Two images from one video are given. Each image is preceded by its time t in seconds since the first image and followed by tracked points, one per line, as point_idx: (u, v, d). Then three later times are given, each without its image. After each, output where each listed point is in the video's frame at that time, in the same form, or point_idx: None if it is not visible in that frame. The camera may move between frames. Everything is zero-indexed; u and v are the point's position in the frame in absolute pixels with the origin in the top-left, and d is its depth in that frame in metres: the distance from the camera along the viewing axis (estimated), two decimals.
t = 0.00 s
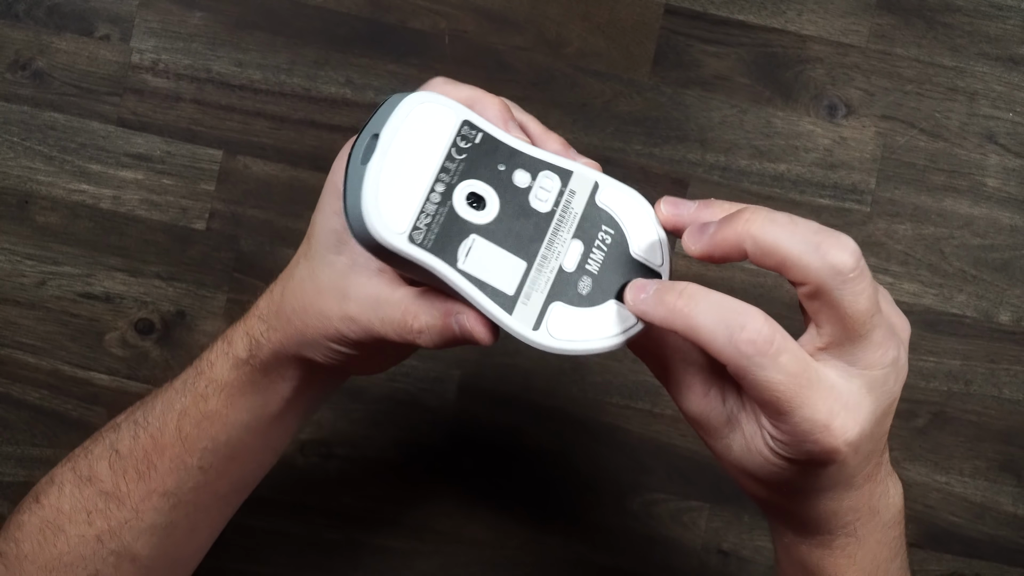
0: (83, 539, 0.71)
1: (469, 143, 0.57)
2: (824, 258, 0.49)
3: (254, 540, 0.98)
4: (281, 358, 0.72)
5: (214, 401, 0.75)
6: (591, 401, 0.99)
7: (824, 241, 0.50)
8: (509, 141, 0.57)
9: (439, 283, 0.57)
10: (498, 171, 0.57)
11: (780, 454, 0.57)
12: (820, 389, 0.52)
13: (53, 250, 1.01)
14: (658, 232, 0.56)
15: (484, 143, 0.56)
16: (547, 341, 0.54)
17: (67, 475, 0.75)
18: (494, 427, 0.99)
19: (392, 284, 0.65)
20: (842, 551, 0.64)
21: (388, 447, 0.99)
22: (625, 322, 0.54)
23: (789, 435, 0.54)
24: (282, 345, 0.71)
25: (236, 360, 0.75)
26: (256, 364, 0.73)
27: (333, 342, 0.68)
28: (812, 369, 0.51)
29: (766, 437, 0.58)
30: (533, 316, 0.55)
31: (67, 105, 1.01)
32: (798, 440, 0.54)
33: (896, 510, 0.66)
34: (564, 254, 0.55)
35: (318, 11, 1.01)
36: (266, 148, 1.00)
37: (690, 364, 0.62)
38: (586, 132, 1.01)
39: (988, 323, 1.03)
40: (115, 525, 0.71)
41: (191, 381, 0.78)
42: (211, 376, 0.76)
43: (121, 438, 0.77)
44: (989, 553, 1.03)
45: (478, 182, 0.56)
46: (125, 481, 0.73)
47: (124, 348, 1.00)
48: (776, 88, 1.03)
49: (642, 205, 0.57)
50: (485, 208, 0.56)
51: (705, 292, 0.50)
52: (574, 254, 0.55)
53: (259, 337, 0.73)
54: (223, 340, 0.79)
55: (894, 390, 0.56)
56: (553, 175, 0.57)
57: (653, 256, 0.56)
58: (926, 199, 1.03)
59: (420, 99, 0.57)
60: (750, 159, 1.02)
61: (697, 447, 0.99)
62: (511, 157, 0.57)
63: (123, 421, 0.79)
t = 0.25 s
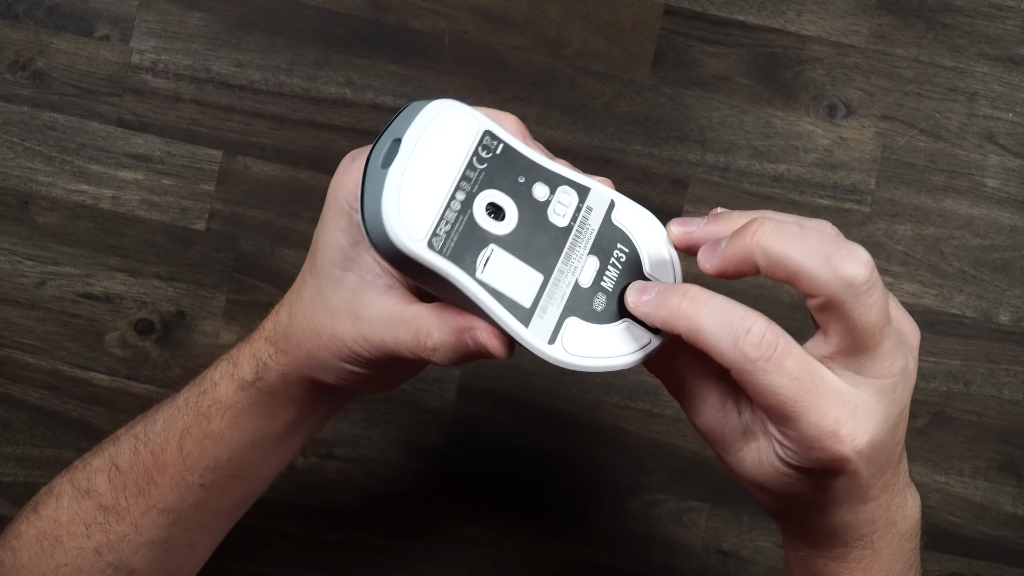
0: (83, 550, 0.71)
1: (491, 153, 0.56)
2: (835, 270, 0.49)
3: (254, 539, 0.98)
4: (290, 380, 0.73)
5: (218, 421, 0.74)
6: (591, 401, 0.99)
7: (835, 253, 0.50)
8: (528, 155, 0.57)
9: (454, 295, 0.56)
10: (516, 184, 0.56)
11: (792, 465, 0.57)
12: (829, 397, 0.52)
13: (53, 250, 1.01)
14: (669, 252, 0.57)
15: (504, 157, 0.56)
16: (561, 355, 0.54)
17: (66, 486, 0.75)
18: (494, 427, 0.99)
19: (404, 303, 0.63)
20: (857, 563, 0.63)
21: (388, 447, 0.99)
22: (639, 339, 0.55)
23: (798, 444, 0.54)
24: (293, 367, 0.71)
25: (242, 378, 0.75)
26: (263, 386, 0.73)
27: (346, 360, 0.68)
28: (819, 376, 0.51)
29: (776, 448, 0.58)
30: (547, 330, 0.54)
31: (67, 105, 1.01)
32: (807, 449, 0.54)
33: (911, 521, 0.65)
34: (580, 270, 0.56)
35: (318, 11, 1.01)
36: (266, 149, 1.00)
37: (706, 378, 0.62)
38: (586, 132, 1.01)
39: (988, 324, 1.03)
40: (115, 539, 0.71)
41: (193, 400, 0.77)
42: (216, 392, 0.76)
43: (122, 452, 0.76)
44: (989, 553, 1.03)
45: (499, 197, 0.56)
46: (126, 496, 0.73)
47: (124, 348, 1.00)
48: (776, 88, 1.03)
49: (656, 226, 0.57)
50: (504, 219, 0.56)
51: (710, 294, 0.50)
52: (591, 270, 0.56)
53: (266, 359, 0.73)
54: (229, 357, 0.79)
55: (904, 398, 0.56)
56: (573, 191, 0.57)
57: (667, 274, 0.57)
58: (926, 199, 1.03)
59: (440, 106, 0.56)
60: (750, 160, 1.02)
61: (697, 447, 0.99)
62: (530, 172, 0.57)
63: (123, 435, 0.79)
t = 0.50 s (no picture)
0: (82, 552, 0.71)
1: (497, 152, 0.56)
2: (836, 313, 0.46)
3: (254, 540, 0.98)
4: (290, 381, 0.72)
5: (218, 421, 0.74)
6: (591, 401, 0.99)
7: (840, 294, 0.46)
8: (534, 155, 0.58)
9: (460, 292, 0.56)
10: (523, 183, 0.57)
11: (790, 471, 0.57)
12: (821, 408, 0.51)
13: (52, 250, 1.01)
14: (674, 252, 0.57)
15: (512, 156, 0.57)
16: (568, 351, 0.54)
17: (65, 488, 0.75)
18: (494, 427, 0.99)
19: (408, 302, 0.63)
20: (863, 562, 0.63)
21: (388, 447, 0.99)
22: (645, 336, 0.54)
23: (793, 451, 0.54)
24: (292, 367, 0.71)
25: (243, 377, 0.75)
26: (262, 387, 0.73)
27: (348, 359, 0.67)
28: (807, 388, 0.51)
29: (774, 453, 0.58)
30: (553, 327, 0.54)
31: (67, 105, 1.01)
32: (802, 457, 0.53)
33: (918, 520, 0.65)
34: (585, 268, 0.56)
35: (318, 11, 1.01)
36: (265, 149, 1.00)
37: (711, 380, 0.63)
38: (586, 132, 1.01)
39: (988, 324, 1.03)
40: (115, 540, 0.71)
41: (192, 401, 0.77)
42: (215, 392, 0.76)
43: (120, 453, 0.76)
44: (989, 554, 1.03)
45: (507, 194, 0.56)
46: (126, 498, 0.73)
47: (124, 348, 1.00)
48: (776, 88, 1.03)
49: (660, 226, 0.58)
50: (510, 218, 0.56)
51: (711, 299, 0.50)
52: (595, 269, 0.56)
53: (265, 360, 0.73)
54: (228, 357, 0.79)
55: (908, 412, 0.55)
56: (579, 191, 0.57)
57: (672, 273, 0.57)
58: (926, 199, 1.03)
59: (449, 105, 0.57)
60: (750, 159, 1.02)
61: (697, 447, 0.99)
62: (536, 172, 0.57)
63: (122, 436, 0.79)
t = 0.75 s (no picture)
0: (87, 561, 0.71)
1: (490, 143, 0.56)
2: (884, 270, 0.56)
3: (254, 540, 0.98)
4: (300, 394, 0.72)
5: (225, 433, 0.74)
6: (591, 401, 0.99)
7: (882, 255, 0.57)
8: (526, 141, 0.57)
9: (469, 288, 0.55)
10: (519, 168, 0.56)
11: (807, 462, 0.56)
12: (850, 392, 0.52)
13: (52, 250, 1.01)
14: (676, 225, 0.58)
15: (504, 145, 0.56)
16: (584, 335, 0.54)
17: (69, 495, 0.75)
18: (495, 427, 0.99)
19: (416, 304, 0.62)
20: (860, 563, 0.63)
21: (389, 447, 0.99)
22: (656, 313, 0.54)
23: (816, 438, 0.54)
24: (303, 380, 0.71)
25: (251, 390, 0.74)
26: (270, 402, 0.73)
27: (359, 366, 0.67)
28: (842, 368, 0.52)
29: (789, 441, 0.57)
30: (567, 312, 0.54)
31: (67, 105, 1.01)
32: (825, 443, 0.53)
33: (916, 523, 0.65)
34: (592, 250, 0.56)
35: (318, 11, 1.01)
36: (265, 148, 1.00)
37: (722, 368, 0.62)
38: (586, 132, 1.01)
39: (988, 324, 1.03)
40: (120, 550, 0.72)
41: (198, 413, 0.76)
42: (222, 405, 0.76)
43: (124, 463, 0.76)
44: (989, 553, 1.03)
45: (504, 183, 0.56)
46: (130, 508, 0.73)
47: (124, 348, 1.00)
48: (776, 88, 1.03)
49: (659, 200, 0.58)
50: (511, 207, 0.55)
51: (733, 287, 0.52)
52: (601, 250, 0.56)
53: (274, 374, 0.73)
54: (235, 369, 0.78)
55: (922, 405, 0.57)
56: (573, 174, 0.57)
57: (676, 252, 0.57)
58: (926, 199, 1.03)
59: (437, 99, 0.56)
60: (750, 159, 1.02)
61: (697, 447, 0.99)
62: (530, 158, 0.57)
63: (126, 444, 0.79)
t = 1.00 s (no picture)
0: (83, 565, 0.71)
1: (491, 161, 0.55)
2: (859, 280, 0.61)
3: (254, 540, 0.98)
4: (297, 403, 0.73)
5: (221, 441, 0.74)
6: (591, 401, 0.99)
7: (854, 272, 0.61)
8: (528, 160, 0.56)
9: (469, 308, 0.54)
10: (520, 188, 0.55)
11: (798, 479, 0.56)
12: (829, 414, 0.51)
13: (52, 250, 1.01)
14: (674, 247, 0.57)
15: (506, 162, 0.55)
16: (581, 358, 0.53)
17: (66, 499, 0.75)
18: (494, 427, 0.99)
19: (415, 318, 0.62)
20: (865, 564, 0.63)
21: (388, 447, 0.99)
22: (653, 337, 0.54)
23: (803, 459, 0.53)
24: (300, 390, 0.71)
25: (247, 398, 0.74)
26: (267, 409, 0.73)
27: (357, 378, 0.68)
28: (820, 390, 0.51)
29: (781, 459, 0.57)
30: (565, 335, 0.53)
31: (67, 105, 1.01)
32: (812, 464, 0.53)
33: (920, 523, 0.65)
34: (591, 271, 0.55)
35: (318, 11, 1.01)
36: (265, 149, 1.00)
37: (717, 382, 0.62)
38: (586, 132, 1.01)
39: (988, 324, 1.03)
40: (116, 554, 0.71)
41: (194, 420, 0.76)
42: (218, 413, 0.75)
43: (120, 468, 0.76)
44: (989, 553, 1.03)
45: (504, 203, 0.55)
46: (127, 513, 0.73)
47: (124, 348, 1.00)
48: (776, 88, 1.03)
49: (658, 222, 0.57)
50: (511, 228, 0.54)
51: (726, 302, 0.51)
52: (600, 271, 0.55)
53: (271, 383, 0.73)
54: (230, 377, 0.78)
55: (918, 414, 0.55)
56: (576, 193, 0.56)
57: (673, 273, 0.57)
58: (926, 199, 1.03)
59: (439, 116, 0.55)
60: (750, 159, 1.02)
61: (696, 448, 0.99)
62: (531, 177, 0.56)
63: (123, 450, 0.78)
